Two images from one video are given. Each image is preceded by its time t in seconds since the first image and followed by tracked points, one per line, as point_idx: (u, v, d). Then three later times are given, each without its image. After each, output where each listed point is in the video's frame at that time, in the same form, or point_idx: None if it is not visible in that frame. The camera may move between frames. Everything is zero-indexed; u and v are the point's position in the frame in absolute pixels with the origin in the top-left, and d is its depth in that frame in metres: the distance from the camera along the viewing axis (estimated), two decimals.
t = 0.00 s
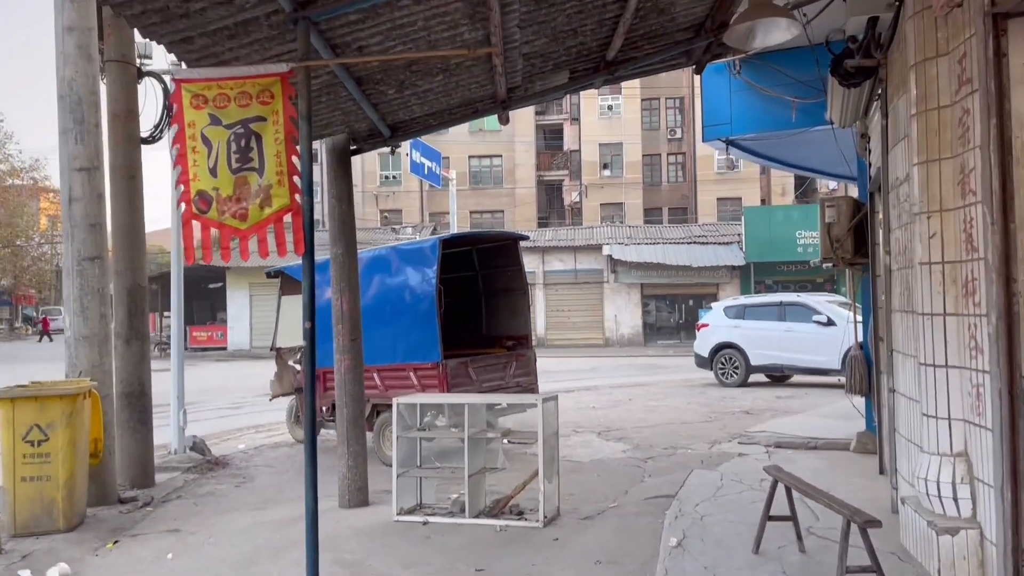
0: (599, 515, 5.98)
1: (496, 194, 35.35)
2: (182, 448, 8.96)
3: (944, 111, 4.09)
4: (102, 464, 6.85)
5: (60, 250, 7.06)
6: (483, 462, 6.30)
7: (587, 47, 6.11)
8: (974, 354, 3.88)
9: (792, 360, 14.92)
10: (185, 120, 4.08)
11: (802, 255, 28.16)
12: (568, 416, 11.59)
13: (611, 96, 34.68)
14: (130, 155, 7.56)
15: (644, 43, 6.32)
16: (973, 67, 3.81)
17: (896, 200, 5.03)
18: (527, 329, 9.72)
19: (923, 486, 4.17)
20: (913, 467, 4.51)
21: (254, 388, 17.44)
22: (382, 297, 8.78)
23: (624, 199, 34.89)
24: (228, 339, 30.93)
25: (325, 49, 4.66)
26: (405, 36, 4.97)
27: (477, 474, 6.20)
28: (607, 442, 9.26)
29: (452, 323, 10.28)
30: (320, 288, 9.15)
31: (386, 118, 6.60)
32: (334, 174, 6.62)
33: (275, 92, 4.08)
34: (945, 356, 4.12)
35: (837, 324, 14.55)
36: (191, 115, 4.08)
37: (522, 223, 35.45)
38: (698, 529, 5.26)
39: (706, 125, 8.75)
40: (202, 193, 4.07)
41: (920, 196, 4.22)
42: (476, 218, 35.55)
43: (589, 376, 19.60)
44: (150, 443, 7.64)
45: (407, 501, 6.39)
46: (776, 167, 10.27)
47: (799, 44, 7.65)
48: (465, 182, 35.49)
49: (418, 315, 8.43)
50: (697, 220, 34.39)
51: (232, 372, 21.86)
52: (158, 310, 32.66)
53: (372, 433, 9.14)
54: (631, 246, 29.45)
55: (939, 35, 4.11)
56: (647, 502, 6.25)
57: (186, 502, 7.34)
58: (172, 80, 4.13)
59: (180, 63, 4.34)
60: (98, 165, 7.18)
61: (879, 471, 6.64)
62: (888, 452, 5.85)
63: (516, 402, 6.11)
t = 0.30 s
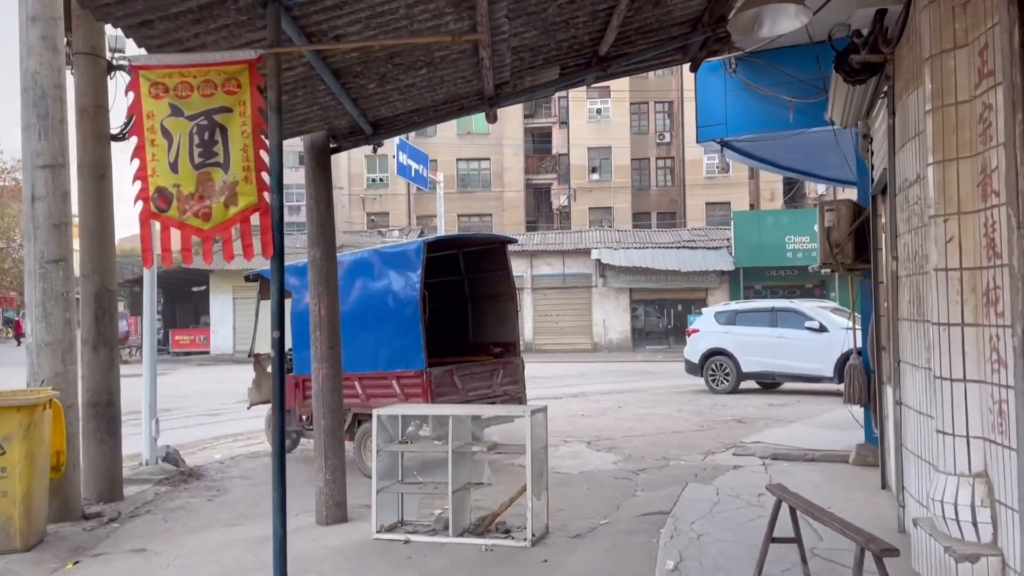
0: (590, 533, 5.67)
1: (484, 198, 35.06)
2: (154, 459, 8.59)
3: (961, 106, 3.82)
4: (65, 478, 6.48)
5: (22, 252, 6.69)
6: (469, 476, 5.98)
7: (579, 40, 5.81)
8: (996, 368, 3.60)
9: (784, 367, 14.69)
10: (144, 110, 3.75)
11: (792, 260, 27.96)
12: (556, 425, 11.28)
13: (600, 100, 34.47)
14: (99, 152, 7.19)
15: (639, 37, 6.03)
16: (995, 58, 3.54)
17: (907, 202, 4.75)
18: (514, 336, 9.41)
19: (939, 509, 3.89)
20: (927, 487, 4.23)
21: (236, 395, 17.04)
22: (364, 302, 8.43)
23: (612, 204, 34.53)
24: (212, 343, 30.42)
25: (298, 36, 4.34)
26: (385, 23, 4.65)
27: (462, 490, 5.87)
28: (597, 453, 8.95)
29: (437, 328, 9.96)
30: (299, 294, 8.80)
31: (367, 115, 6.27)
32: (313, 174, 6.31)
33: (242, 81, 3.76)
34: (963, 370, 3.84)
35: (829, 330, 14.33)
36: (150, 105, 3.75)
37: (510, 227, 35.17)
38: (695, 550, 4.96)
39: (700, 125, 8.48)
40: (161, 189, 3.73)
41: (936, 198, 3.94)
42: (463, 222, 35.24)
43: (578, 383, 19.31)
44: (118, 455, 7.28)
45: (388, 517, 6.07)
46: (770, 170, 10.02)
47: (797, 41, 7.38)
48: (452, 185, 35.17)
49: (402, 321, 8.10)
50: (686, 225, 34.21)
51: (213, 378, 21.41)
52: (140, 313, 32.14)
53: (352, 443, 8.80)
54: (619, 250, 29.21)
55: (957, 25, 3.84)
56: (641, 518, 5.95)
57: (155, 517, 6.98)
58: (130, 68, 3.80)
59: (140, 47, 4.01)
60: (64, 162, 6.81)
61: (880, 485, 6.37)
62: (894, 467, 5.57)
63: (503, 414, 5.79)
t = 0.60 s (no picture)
0: (581, 548, 5.37)
1: (469, 201, 34.75)
2: (122, 468, 8.21)
3: (984, 93, 3.56)
4: (22, 490, 6.10)
5: None
6: (453, 487, 5.65)
7: (570, 28, 5.51)
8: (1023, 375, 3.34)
9: (774, 372, 14.45)
10: (96, 91, 3.46)
11: (779, 265, 27.78)
12: (543, 432, 10.97)
13: (586, 103, 34.25)
14: (64, 145, 6.81)
15: (633, 26, 5.73)
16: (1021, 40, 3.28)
17: (918, 198, 4.50)
18: (501, 339, 9.10)
19: (960, 526, 3.61)
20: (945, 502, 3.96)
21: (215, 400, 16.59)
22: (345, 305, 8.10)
23: (598, 207, 34.26)
24: (192, 347, 29.83)
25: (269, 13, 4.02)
26: (364, 2, 4.33)
27: (446, 501, 5.55)
28: (587, 460, 8.65)
29: (420, 330, 9.63)
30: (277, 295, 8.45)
31: (346, 106, 5.96)
32: (289, 169, 5.97)
33: (205, 58, 3.45)
34: (986, 377, 3.58)
35: (821, 335, 14.10)
36: (103, 84, 3.46)
37: (496, 230, 34.87)
38: (694, 567, 4.67)
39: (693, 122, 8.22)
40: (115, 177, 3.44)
41: (954, 192, 3.68)
42: (449, 225, 34.89)
43: (565, 388, 19.01)
44: (83, 464, 6.89)
45: (368, 531, 5.74)
46: (764, 169, 9.77)
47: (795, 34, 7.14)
48: (438, 188, 34.84)
49: (384, 323, 7.77)
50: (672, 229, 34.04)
51: (192, 383, 20.91)
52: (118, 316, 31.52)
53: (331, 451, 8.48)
54: (606, 254, 28.98)
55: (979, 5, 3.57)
56: (635, 532, 5.65)
57: (120, 530, 6.60)
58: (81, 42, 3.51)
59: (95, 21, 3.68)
60: (25, 154, 6.43)
61: (883, 496, 6.10)
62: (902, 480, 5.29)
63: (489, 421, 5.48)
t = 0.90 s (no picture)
0: (570, 567, 5.04)
1: (451, 203, 34.37)
2: (84, 480, 7.79)
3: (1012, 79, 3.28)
4: None
5: None
6: (434, 502, 5.32)
7: (561, 15, 5.18)
8: None
9: (762, 378, 14.22)
10: (39, 71, 3.44)
11: (763, 269, 27.62)
12: (528, 439, 10.64)
13: (569, 105, 33.98)
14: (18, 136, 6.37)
15: (626, 12, 5.34)
16: None
17: (930, 194, 4.24)
18: (485, 345, 8.77)
19: (980, 550, 3.35)
20: (966, 525, 3.68)
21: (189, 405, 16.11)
22: (321, 307, 7.73)
23: (582, 210, 34.03)
24: (167, 351, 29.21)
25: None
26: None
27: (426, 517, 5.20)
28: (574, 470, 8.33)
29: (400, 333, 9.26)
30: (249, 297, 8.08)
31: (321, 96, 5.60)
32: (260, 163, 5.62)
33: (158, 32, 3.44)
34: (1010, 386, 3.31)
35: (809, 340, 13.84)
36: (44, 60, 3.43)
37: (479, 233, 34.50)
38: None
39: (684, 120, 7.98)
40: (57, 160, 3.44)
41: (978, 187, 3.40)
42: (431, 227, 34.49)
43: (549, 392, 18.68)
44: (39, 477, 6.47)
45: (342, 549, 5.39)
46: (755, 169, 9.53)
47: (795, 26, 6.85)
48: (420, 190, 34.42)
49: (362, 327, 7.41)
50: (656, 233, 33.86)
51: (165, 387, 20.35)
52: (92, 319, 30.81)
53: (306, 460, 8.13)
54: (590, 257, 28.72)
55: None
56: (626, 549, 5.33)
57: (78, 546, 6.20)
58: (22, 15, 3.45)
59: None
60: None
61: (885, 509, 5.83)
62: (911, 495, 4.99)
63: (474, 432, 5.14)
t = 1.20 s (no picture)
0: None
1: (433, 207, 34.01)
2: (41, 493, 7.35)
3: None
4: None
5: None
6: (411, 519, 4.99)
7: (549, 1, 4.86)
8: None
9: (748, 385, 14.00)
10: None
11: (747, 274, 27.51)
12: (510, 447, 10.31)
13: (552, 109, 33.75)
14: None
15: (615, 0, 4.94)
16: None
17: (943, 191, 3.97)
18: (467, 351, 8.44)
19: None
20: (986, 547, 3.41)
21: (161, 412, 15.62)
22: (294, 311, 7.35)
23: (565, 215, 33.78)
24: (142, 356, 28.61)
25: None
26: None
27: (402, 535, 4.86)
28: (558, 480, 8.01)
29: (379, 339, 8.92)
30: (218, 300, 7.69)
31: (291, 84, 5.24)
32: (227, 157, 5.26)
33: None
34: None
35: (796, 346, 13.62)
36: None
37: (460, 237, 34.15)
38: None
39: (675, 117, 7.74)
40: None
41: (1002, 181, 3.13)
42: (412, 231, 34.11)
43: (532, 398, 18.36)
44: None
45: (312, 570, 5.03)
46: (746, 170, 9.29)
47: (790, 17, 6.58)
48: (401, 194, 34.04)
49: (338, 332, 7.05)
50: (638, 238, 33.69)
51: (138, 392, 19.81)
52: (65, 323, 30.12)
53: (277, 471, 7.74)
54: (573, 262, 28.48)
55: None
56: (617, 568, 5.02)
57: (30, 565, 5.78)
58: None
59: None
60: None
61: (886, 524, 5.56)
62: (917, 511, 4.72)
63: (454, 444, 4.81)
